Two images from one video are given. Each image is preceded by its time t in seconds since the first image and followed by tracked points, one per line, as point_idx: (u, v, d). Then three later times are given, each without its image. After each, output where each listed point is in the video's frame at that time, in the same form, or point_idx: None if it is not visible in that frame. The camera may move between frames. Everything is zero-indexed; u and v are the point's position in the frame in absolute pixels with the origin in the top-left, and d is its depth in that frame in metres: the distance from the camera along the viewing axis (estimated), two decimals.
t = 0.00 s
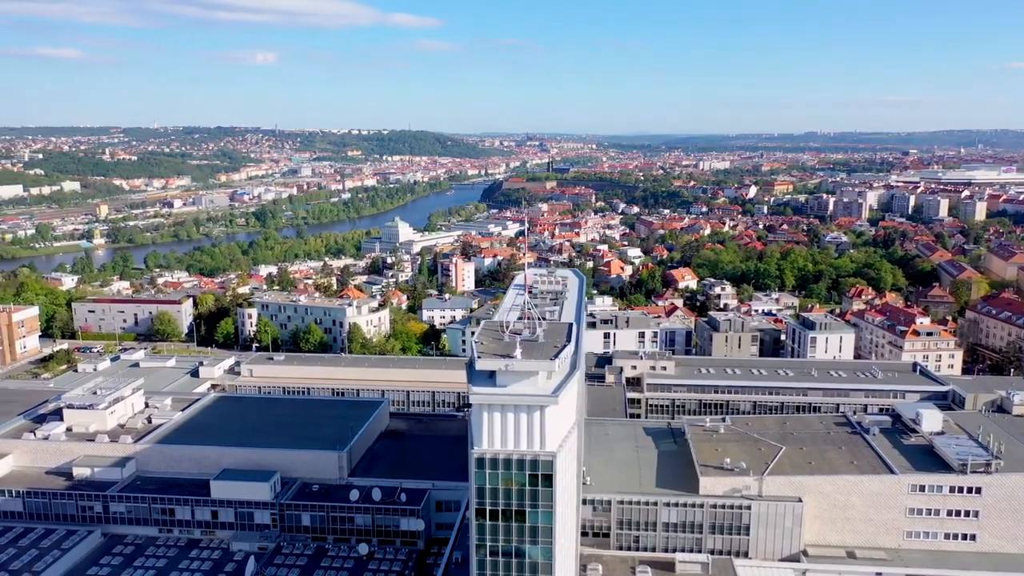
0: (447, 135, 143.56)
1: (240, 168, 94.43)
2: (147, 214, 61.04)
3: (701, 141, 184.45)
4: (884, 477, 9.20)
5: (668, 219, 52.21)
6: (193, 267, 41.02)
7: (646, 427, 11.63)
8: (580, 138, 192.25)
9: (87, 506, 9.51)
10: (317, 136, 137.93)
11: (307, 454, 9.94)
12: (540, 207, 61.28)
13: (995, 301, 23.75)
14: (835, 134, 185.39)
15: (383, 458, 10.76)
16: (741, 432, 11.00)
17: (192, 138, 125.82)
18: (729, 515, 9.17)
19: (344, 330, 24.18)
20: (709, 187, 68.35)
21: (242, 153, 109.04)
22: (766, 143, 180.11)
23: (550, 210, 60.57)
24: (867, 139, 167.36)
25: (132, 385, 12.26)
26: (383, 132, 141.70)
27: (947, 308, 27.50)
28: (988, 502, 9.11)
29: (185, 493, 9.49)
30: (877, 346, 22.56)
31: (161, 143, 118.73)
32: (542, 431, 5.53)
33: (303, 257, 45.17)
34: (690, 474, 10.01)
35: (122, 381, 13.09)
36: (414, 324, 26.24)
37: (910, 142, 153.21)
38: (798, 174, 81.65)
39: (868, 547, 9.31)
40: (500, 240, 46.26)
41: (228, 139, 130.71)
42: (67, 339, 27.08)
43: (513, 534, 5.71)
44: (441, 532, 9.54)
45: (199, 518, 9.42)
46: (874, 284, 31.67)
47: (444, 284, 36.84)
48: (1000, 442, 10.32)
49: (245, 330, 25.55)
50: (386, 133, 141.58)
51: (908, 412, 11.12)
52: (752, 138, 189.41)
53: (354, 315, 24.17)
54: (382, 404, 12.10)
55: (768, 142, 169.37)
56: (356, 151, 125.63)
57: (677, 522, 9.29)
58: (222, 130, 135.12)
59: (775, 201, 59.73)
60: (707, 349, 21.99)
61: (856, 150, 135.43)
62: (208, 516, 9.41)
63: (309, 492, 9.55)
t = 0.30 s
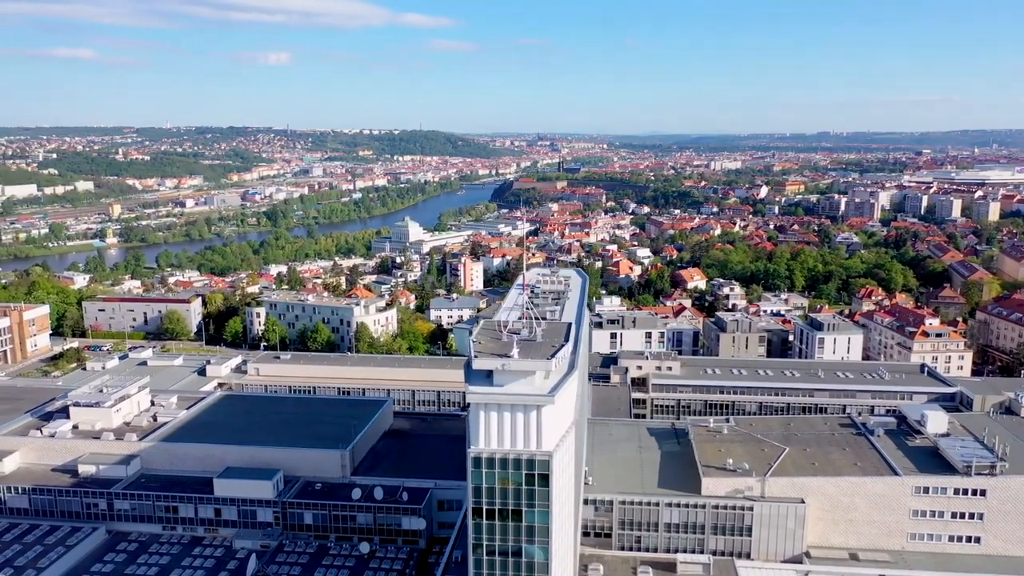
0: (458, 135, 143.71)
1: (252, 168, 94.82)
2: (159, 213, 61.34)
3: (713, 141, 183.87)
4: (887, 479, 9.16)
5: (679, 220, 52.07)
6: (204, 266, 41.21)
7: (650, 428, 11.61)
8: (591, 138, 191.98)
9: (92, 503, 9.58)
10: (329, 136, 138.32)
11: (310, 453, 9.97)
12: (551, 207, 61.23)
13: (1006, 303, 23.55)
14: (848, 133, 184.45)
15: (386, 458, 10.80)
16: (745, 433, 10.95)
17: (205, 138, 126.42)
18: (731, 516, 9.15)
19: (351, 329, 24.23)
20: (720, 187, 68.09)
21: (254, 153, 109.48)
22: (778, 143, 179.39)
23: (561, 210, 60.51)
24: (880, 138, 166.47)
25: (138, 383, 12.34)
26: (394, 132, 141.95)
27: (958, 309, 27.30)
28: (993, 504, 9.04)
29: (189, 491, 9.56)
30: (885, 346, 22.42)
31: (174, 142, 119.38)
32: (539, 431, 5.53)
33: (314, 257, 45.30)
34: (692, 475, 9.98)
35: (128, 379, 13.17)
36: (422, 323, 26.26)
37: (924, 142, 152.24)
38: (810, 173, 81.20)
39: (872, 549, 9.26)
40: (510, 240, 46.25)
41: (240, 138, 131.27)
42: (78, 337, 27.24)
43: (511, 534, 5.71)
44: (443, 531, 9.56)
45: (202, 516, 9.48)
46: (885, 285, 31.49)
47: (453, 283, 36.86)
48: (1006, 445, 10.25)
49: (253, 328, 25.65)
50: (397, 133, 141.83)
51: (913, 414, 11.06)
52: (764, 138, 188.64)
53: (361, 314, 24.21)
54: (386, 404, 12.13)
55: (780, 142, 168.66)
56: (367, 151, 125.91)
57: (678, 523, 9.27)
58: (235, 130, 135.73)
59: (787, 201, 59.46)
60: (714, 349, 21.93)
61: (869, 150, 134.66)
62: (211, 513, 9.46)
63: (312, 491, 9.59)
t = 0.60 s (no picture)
0: (467, 135, 143.87)
1: (263, 168, 95.18)
2: (170, 213, 61.63)
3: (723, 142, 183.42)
4: (890, 480, 9.12)
5: (688, 220, 51.98)
6: (214, 266, 41.40)
7: (653, 429, 11.59)
8: (601, 138, 191.79)
9: (96, 501, 9.65)
10: (339, 136, 138.72)
11: (312, 451, 10.01)
12: (560, 207, 61.21)
13: (1015, 304, 23.38)
14: (859, 134, 183.61)
15: (389, 457, 10.82)
16: (749, 434, 10.91)
17: (216, 139, 126.97)
18: (732, 516, 9.13)
19: (358, 329, 24.28)
20: (730, 187, 67.90)
21: (264, 153, 109.91)
22: (789, 143, 178.83)
23: (570, 210, 60.50)
24: (891, 139, 165.79)
25: (143, 382, 12.41)
26: (404, 132, 142.23)
27: (967, 310, 27.15)
28: (998, 506, 8.98)
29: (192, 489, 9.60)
30: (893, 348, 22.30)
31: (185, 142, 119.98)
32: (535, 432, 5.55)
33: (323, 256, 45.45)
34: (695, 476, 9.95)
35: (133, 378, 13.25)
36: (428, 323, 26.29)
37: (936, 143, 151.47)
38: (820, 174, 80.87)
39: (874, 551, 9.23)
40: (518, 240, 46.27)
41: (251, 139, 131.79)
42: (86, 336, 27.43)
43: (508, 534, 5.73)
44: (444, 531, 9.58)
45: (205, 514, 9.52)
46: (894, 286, 31.35)
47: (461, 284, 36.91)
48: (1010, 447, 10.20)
49: (261, 328, 25.76)
50: (407, 133, 142.13)
51: (917, 415, 11.01)
52: (775, 138, 188.01)
53: (368, 314, 24.26)
54: (388, 403, 12.17)
55: (791, 142, 168.11)
56: (376, 151, 126.20)
57: (680, 523, 9.25)
58: (245, 131, 136.28)
59: (796, 202, 59.25)
60: (721, 350, 21.88)
61: (880, 150, 134.04)
62: (214, 512, 9.51)
63: (314, 490, 9.63)
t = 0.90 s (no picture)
0: (478, 135, 143.96)
1: (274, 168, 95.53)
2: (182, 213, 61.94)
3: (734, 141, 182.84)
4: (894, 482, 9.08)
5: (698, 220, 51.84)
6: (225, 265, 41.59)
7: (657, 429, 11.55)
8: (612, 138, 191.52)
9: (100, 498, 9.72)
10: (350, 136, 139.09)
11: (315, 449, 10.04)
12: (570, 207, 61.15)
13: None
14: (872, 133, 182.67)
15: (391, 456, 10.85)
16: (752, 435, 10.88)
17: (228, 138, 127.54)
18: (734, 517, 9.10)
19: (365, 329, 24.34)
20: (741, 187, 67.64)
21: (276, 153, 110.34)
22: (801, 143, 178.05)
23: (580, 210, 60.45)
24: (904, 139, 164.90)
25: (149, 380, 12.50)
26: (415, 132, 142.50)
27: (978, 311, 26.95)
28: (1003, 510, 8.92)
29: (196, 487, 9.66)
30: (902, 349, 22.15)
31: (198, 143, 120.62)
32: (531, 432, 5.55)
33: (333, 256, 45.58)
34: (697, 477, 9.92)
35: (140, 376, 13.34)
36: (436, 323, 26.31)
37: (950, 142, 150.47)
38: (832, 174, 80.47)
39: (877, 553, 9.18)
40: (528, 240, 46.23)
41: (263, 139, 132.35)
42: (96, 335, 27.62)
43: (504, 533, 5.74)
44: (445, 530, 9.59)
45: (208, 512, 9.59)
46: (904, 287, 31.17)
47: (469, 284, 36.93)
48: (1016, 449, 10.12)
49: (269, 327, 25.85)
50: (418, 133, 142.39)
51: (922, 417, 10.95)
52: (787, 138, 187.24)
53: (375, 313, 24.31)
54: (392, 402, 12.19)
55: (804, 142, 167.35)
56: (387, 151, 126.47)
57: (682, 524, 9.23)
58: (258, 131, 136.87)
59: (807, 202, 58.96)
60: (727, 350, 21.79)
61: (893, 150, 133.28)
62: (217, 510, 9.57)
63: (317, 489, 9.67)
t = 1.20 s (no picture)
0: (489, 135, 144.04)
1: (285, 168, 95.89)
2: (194, 212, 62.26)
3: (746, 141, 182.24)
4: (897, 484, 9.02)
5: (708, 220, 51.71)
6: (236, 264, 41.78)
7: (662, 430, 11.52)
8: (623, 138, 191.20)
9: (106, 495, 9.79)
10: (361, 136, 139.41)
11: (318, 449, 10.07)
12: (580, 207, 61.10)
13: None
14: (883, 133, 181.80)
15: (394, 455, 10.86)
16: (756, 436, 10.83)
17: (240, 138, 128.08)
18: (737, 518, 9.07)
19: (372, 328, 24.41)
20: (751, 187, 67.40)
21: (287, 153, 110.75)
22: (813, 143, 177.28)
23: (590, 210, 60.40)
24: (917, 138, 163.93)
25: (155, 379, 12.58)
26: (426, 132, 142.70)
27: (988, 313, 26.77)
28: (1008, 512, 8.86)
29: (200, 485, 9.71)
30: (911, 351, 22.02)
31: (210, 143, 121.25)
32: (528, 432, 5.56)
33: (343, 255, 45.70)
34: (700, 478, 9.90)
35: (146, 375, 13.43)
36: (443, 323, 26.36)
37: (964, 142, 149.48)
38: (844, 174, 80.07)
39: (881, 555, 9.14)
40: (537, 241, 46.21)
41: (274, 138, 132.86)
42: (106, 333, 27.84)
43: (501, 533, 5.75)
44: (448, 530, 9.61)
45: (212, 510, 9.63)
46: (915, 287, 31.00)
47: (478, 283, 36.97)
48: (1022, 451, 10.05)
49: (277, 326, 25.97)
50: (429, 133, 142.61)
51: (927, 418, 10.88)
52: (799, 138, 186.50)
53: (382, 313, 24.36)
54: (396, 401, 12.19)
55: (816, 142, 166.60)
56: (398, 151, 126.70)
57: (684, 525, 9.21)
58: (269, 131, 137.36)
59: (818, 202, 58.71)
60: (735, 351, 21.70)
61: (905, 150, 132.52)
62: (221, 508, 9.62)
63: (320, 488, 9.71)
